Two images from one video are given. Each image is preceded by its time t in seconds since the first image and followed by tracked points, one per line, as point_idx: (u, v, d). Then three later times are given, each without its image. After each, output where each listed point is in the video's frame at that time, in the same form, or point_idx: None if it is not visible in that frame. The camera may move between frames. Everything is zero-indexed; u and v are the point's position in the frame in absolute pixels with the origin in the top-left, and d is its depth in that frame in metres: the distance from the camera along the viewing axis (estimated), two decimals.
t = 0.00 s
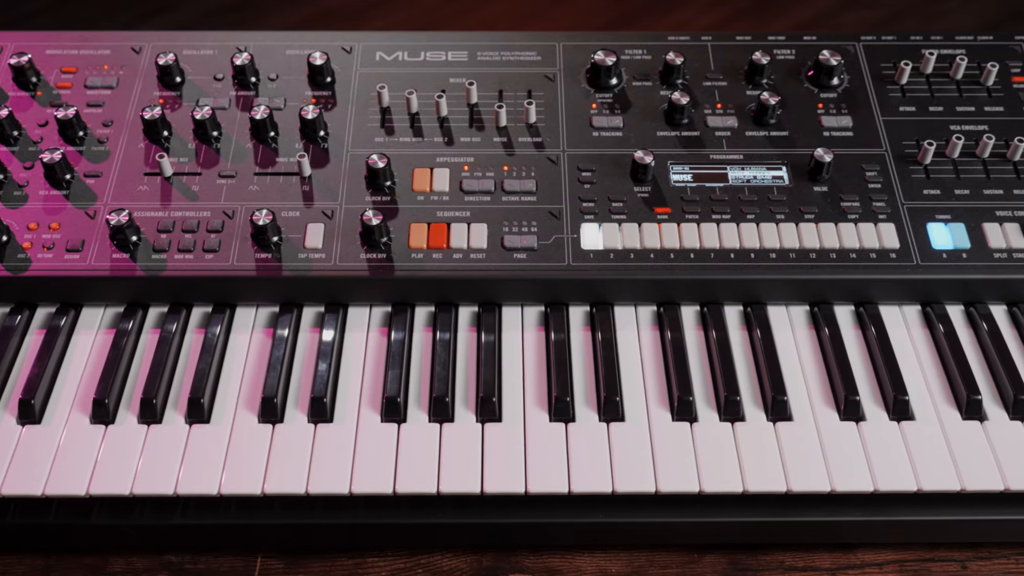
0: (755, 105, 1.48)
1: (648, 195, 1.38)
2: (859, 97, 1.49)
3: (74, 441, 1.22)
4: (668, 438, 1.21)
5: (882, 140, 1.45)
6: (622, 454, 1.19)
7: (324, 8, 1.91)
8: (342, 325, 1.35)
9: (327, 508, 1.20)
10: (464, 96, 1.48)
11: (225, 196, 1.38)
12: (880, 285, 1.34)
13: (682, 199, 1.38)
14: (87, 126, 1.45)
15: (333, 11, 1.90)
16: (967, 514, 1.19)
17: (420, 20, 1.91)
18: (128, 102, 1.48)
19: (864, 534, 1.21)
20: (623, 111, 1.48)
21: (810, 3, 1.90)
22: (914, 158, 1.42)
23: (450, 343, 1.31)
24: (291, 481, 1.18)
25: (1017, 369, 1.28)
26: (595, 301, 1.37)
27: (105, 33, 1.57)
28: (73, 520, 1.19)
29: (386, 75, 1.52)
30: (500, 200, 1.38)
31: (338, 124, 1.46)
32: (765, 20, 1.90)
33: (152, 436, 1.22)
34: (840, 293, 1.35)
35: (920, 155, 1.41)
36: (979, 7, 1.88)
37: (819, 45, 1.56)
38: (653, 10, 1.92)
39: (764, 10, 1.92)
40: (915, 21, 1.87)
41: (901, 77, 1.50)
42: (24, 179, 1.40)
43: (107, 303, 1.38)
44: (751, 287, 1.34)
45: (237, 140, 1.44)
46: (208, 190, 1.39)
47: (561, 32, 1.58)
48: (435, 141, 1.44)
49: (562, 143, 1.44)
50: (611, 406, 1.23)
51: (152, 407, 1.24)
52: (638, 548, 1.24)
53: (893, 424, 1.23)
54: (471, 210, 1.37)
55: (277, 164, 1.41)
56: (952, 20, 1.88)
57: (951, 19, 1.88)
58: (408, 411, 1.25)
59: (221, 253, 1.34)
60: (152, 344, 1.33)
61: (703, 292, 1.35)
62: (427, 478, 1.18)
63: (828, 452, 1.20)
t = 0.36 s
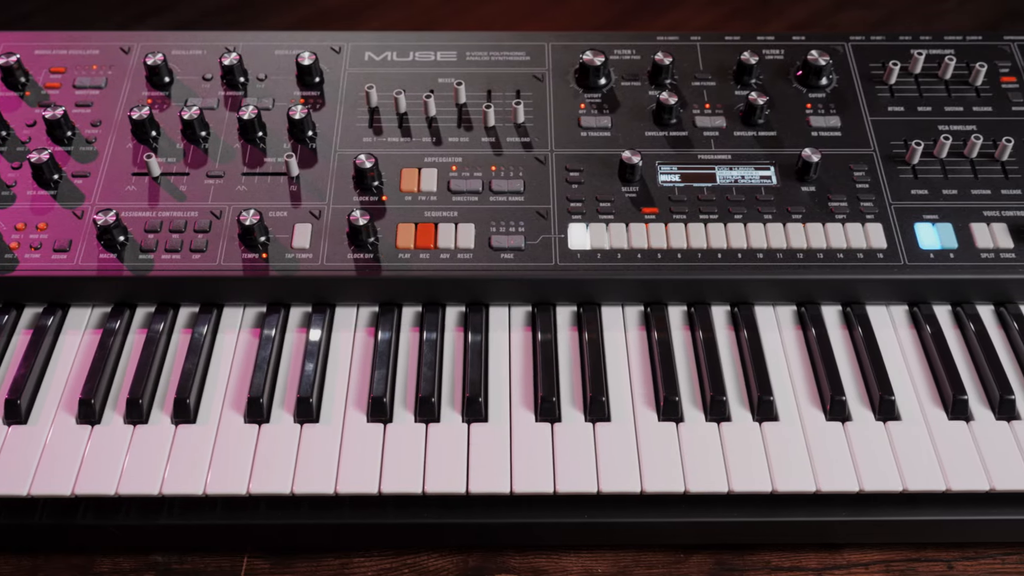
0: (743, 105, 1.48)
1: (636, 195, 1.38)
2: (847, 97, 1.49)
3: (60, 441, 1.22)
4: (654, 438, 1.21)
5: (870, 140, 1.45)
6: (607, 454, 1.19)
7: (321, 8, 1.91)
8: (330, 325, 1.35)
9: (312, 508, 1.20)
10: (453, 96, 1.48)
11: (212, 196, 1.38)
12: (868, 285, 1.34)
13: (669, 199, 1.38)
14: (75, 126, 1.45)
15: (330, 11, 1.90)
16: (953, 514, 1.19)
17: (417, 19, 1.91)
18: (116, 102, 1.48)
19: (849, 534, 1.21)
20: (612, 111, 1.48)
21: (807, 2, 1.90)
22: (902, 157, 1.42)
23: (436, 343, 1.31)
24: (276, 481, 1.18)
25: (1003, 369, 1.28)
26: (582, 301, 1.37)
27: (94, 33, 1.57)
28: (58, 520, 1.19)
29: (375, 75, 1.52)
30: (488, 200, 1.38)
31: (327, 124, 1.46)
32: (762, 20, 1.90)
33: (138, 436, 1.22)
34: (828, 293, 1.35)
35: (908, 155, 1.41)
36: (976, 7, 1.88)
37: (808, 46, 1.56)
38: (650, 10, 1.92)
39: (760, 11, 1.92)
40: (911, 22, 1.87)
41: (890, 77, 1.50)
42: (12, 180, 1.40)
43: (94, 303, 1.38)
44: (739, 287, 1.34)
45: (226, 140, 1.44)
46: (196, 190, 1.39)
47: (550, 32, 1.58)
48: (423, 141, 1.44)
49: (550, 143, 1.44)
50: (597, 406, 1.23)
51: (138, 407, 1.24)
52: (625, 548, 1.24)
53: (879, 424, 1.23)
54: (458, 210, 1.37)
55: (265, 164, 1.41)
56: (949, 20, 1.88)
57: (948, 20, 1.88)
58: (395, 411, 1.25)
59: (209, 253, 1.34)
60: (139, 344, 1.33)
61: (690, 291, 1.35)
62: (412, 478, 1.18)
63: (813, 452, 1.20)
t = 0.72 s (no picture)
0: (731, 105, 1.48)
1: (624, 196, 1.38)
2: (836, 97, 1.49)
3: (46, 440, 1.22)
4: (639, 438, 1.21)
5: (858, 140, 1.45)
6: (593, 454, 1.19)
7: (317, 8, 1.91)
8: (316, 325, 1.35)
9: (298, 508, 1.20)
10: (441, 96, 1.48)
11: (200, 196, 1.38)
12: (855, 285, 1.34)
13: (657, 199, 1.38)
14: (63, 126, 1.45)
15: (326, 12, 1.90)
16: (939, 514, 1.19)
17: (413, 19, 1.91)
18: (105, 102, 1.48)
19: (835, 535, 1.21)
20: (600, 111, 1.48)
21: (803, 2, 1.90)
22: (890, 158, 1.42)
23: (423, 343, 1.32)
24: (261, 481, 1.18)
25: (990, 369, 1.28)
26: (569, 301, 1.37)
27: (83, 33, 1.57)
28: (44, 520, 1.19)
29: (364, 75, 1.52)
30: (475, 200, 1.38)
31: (315, 124, 1.46)
32: (758, 20, 1.90)
33: (124, 436, 1.22)
34: (815, 293, 1.35)
35: (896, 155, 1.41)
36: (971, 7, 1.88)
37: (796, 46, 1.56)
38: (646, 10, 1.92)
39: (756, 11, 1.92)
40: (907, 22, 1.87)
41: (879, 78, 1.50)
42: None
43: (81, 303, 1.38)
44: (726, 287, 1.34)
45: (214, 140, 1.44)
46: (183, 190, 1.39)
47: (539, 33, 1.58)
48: (411, 141, 1.44)
49: (538, 143, 1.44)
50: (584, 406, 1.23)
51: (124, 407, 1.24)
52: (611, 548, 1.24)
53: (865, 424, 1.23)
54: (446, 210, 1.37)
55: (252, 164, 1.41)
56: (945, 20, 1.88)
57: (944, 20, 1.88)
58: (381, 411, 1.25)
59: (196, 253, 1.34)
60: (126, 344, 1.33)
61: (677, 291, 1.35)
62: (397, 477, 1.18)
63: (799, 452, 1.20)
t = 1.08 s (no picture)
0: (719, 105, 1.48)
1: (611, 196, 1.38)
2: (824, 97, 1.49)
3: (31, 441, 1.22)
4: (625, 438, 1.21)
5: (846, 140, 1.44)
6: (578, 454, 1.19)
7: (313, 8, 1.91)
8: (303, 325, 1.35)
9: (284, 509, 1.20)
10: (429, 96, 1.48)
11: (188, 196, 1.38)
12: (842, 285, 1.34)
13: (644, 199, 1.38)
14: (51, 126, 1.45)
15: (321, 12, 1.90)
16: (924, 514, 1.19)
17: (409, 19, 1.91)
18: (93, 102, 1.48)
19: (820, 535, 1.21)
20: (588, 111, 1.48)
21: (799, 2, 1.90)
22: (878, 158, 1.42)
23: (409, 343, 1.32)
24: (247, 481, 1.18)
25: (976, 370, 1.28)
26: (556, 301, 1.37)
27: (73, 33, 1.57)
28: (30, 520, 1.19)
29: (353, 75, 1.52)
30: (463, 200, 1.38)
31: (303, 124, 1.46)
32: (755, 20, 1.90)
33: (110, 436, 1.22)
34: (802, 294, 1.35)
35: (884, 155, 1.41)
36: (967, 7, 1.88)
37: (785, 46, 1.56)
38: (642, 10, 1.92)
39: (753, 11, 1.92)
40: (902, 22, 1.87)
41: (867, 78, 1.50)
42: None
43: (69, 303, 1.38)
44: (713, 287, 1.34)
45: (202, 140, 1.44)
46: (171, 190, 1.39)
47: (528, 33, 1.58)
48: (399, 141, 1.44)
49: (526, 143, 1.44)
50: (569, 407, 1.23)
51: (110, 407, 1.24)
52: (597, 548, 1.24)
53: (851, 425, 1.22)
54: (433, 210, 1.37)
55: (240, 164, 1.41)
56: (940, 20, 1.88)
57: (940, 20, 1.88)
58: (367, 411, 1.25)
59: (183, 253, 1.34)
60: (112, 344, 1.33)
61: (664, 292, 1.35)
62: (383, 477, 1.18)
63: (785, 452, 1.20)
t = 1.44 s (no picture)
0: (708, 105, 1.48)
1: (599, 196, 1.38)
2: (813, 97, 1.49)
3: (17, 440, 1.22)
4: (610, 438, 1.21)
5: (834, 140, 1.44)
6: (563, 455, 1.19)
7: (309, 8, 1.91)
8: (290, 325, 1.35)
9: (269, 509, 1.20)
10: (418, 96, 1.48)
11: (175, 196, 1.38)
12: (828, 285, 1.34)
13: (632, 199, 1.38)
14: (39, 126, 1.45)
15: (317, 12, 1.90)
16: (910, 515, 1.19)
17: (405, 19, 1.90)
18: (82, 102, 1.48)
19: (806, 535, 1.21)
20: (576, 111, 1.48)
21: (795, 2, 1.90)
22: (866, 158, 1.42)
23: (396, 343, 1.32)
24: (231, 481, 1.18)
25: (962, 370, 1.28)
26: (544, 301, 1.37)
27: (62, 33, 1.57)
28: (15, 520, 1.19)
29: (341, 75, 1.52)
30: (450, 200, 1.38)
31: (291, 124, 1.46)
32: (751, 20, 1.90)
33: (95, 436, 1.22)
34: (789, 294, 1.35)
35: (871, 155, 1.41)
36: (963, 7, 1.88)
37: (774, 46, 1.56)
38: (638, 10, 1.92)
39: (750, 11, 1.92)
40: (899, 22, 1.87)
41: (856, 78, 1.50)
42: None
43: (56, 303, 1.38)
44: (700, 287, 1.34)
45: (190, 140, 1.43)
46: (158, 190, 1.39)
47: (517, 33, 1.58)
48: (387, 141, 1.44)
49: (513, 143, 1.44)
50: (555, 407, 1.23)
51: (96, 407, 1.24)
52: (583, 548, 1.24)
53: (837, 425, 1.22)
54: (421, 210, 1.37)
55: (228, 164, 1.41)
56: (937, 20, 1.88)
57: (936, 20, 1.88)
58: (353, 411, 1.25)
59: (170, 254, 1.34)
60: (99, 344, 1.33)
61: (652, 292, 1.35)
62: (368, 477, 1.18)
63: (770, 452, 1.20)
